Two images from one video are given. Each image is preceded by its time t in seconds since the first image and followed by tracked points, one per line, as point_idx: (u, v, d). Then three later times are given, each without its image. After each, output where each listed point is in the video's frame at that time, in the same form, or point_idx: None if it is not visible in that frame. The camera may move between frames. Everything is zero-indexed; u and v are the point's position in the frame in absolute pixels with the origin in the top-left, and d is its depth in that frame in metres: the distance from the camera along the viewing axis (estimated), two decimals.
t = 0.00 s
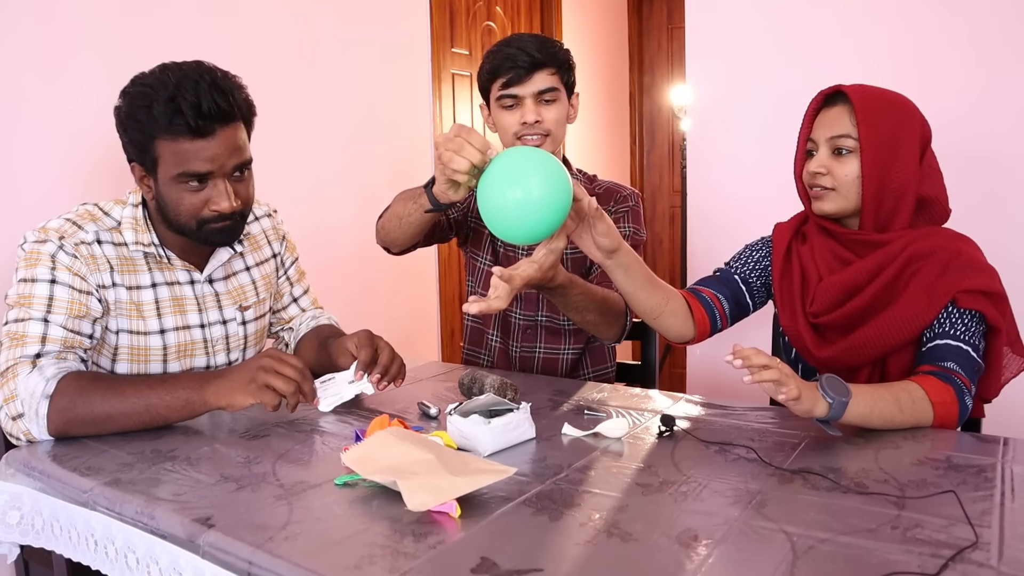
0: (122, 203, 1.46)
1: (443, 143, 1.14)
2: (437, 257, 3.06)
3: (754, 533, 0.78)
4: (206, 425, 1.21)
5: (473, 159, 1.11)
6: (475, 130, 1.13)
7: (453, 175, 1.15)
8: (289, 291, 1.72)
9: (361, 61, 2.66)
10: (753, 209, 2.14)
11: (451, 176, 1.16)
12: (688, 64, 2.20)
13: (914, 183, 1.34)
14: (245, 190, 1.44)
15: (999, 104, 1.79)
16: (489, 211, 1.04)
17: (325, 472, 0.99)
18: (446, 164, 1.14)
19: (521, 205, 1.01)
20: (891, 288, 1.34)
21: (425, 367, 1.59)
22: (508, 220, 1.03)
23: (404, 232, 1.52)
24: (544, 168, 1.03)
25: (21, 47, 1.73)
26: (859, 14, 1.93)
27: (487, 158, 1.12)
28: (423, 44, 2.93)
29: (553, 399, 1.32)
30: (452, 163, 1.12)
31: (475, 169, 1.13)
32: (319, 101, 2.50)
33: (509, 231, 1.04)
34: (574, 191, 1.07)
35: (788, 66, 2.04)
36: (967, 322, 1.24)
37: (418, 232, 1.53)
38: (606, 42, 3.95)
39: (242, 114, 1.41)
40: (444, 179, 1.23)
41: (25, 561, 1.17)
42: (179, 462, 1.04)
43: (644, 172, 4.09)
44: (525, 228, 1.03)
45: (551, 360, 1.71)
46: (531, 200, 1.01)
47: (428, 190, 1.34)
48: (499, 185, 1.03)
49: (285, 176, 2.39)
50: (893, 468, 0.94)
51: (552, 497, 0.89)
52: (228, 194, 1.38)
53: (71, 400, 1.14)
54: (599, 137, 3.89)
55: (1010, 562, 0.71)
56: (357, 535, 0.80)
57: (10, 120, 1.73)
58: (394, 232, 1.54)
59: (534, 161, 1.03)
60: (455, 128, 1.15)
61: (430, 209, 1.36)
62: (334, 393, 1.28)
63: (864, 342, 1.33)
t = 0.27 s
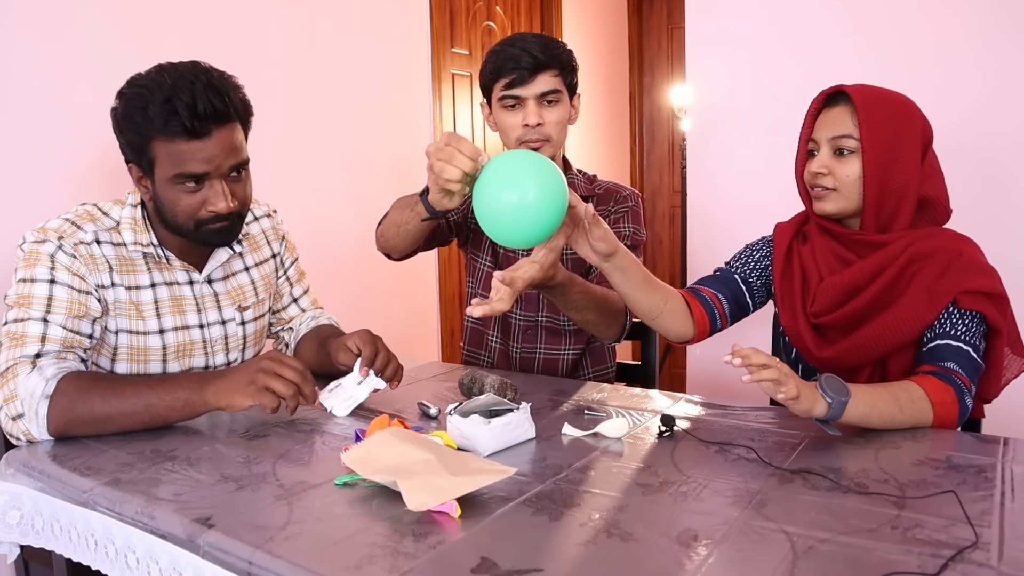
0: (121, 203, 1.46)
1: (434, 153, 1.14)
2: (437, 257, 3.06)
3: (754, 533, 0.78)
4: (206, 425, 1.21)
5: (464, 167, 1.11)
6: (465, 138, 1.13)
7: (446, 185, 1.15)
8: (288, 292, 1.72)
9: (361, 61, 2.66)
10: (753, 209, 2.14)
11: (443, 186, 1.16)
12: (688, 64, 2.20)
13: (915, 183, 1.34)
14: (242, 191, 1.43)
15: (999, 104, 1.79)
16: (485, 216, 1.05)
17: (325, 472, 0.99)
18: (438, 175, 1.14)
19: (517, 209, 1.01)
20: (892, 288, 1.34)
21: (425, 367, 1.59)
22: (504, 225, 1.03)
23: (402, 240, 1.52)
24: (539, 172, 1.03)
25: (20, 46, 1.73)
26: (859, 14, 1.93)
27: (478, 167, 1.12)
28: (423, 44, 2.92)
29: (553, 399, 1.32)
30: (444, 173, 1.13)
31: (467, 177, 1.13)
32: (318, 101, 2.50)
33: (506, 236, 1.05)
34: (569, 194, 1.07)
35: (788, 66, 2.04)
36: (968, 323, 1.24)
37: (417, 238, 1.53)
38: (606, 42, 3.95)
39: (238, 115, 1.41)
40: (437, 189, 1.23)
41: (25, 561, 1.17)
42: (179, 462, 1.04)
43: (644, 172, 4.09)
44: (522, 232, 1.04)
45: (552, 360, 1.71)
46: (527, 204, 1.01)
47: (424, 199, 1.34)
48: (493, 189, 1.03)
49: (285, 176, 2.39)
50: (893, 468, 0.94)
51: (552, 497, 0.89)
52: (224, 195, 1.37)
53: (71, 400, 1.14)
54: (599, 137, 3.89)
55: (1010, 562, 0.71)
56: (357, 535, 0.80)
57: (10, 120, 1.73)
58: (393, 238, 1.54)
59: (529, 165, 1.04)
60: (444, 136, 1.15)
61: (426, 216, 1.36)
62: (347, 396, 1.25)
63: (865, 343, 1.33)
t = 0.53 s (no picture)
0: (121, 202, 1.46)
1: (420, 176, 1.14)
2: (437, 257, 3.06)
3: (753, 533, 0.78)
4: (206, 425, 1.22)
5: (452, 187, 1.11)
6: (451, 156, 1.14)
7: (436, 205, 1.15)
8: (288, 291, 1.72)
9: (361, 61, 2.66)
10: (752, 209, 2.14)
11: (434, 208, 1.17)
12: (688, 65, 2.20)
13: (917, 184, 1.34)
14: (242, 185, 1.44)
15: (999, 105, 1.80)
16: (476, 228, 1.06)
17: (325, 472, 0.99)
18: (427, 198, 1.14)
19: (507, 221, 1.02)
20: (893, 288, 1.34)
21: (425, 367, 1.59)
22: (495, 237, 1.04)
23: (399, 252, 1.52)
24: (530, 184, 1.05)
25: (20, 46, 1.73)
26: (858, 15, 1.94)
27: (467, 184, 1.13)
28: (423, 44, 2.92)
29: (553, 399, 1.32)
30: (432, 196, 1.13)
31: (456, 197, 1.13)
32: (318, 101, 2.50)
33: (498, 248, 1.06)
34: (561, 206, 1.08)
35: (787, 66, 2.05)
36: (968, 323, 1.24)
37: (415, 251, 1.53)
38: (606, 42, 3.95)
39: (239, 109, 1.41)
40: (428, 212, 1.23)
41: (25, 561, 1.16)
42: (179, 462, 1.04)
43: (644, 172, 4.09)
44: (513, 244, 1.05)
45: (552, 361, 1.71)
46: (518, 217, 1.02)
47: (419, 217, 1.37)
48: (484, 202, 1.04)
49: (285, 176, 2.39)
50: (893, 468, 0.94)
51: (552, 497, 0.89)
52: (227, 187, 1.38)
53: (71, 400, 1.14)
54: (599, 137, 3.89)
55: (1010, 561, 0.71)
56: (357, 535, 0.80)
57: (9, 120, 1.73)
58: (390, 249, 1.53)
59: (520, 179, 1.05)
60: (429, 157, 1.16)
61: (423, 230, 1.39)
62: (339, 395, 1.23)
63: (865, 343, 1.33)
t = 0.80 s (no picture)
0: (119, 198, 1.46)
1: (407, 195, 1.14)
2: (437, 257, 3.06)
3: (753, 533, 0.78)
4: (207, 425, 1.22)
5: (439, 202, 1.11)
6: (434, 172, 1.13)
7: (426, 222, 1.15)
8: (288, 289, 1.72)
9: (361, 60, 2.66)
10: (752, 208, 2.14)
11: (425, 226, 1.17)
12: (688, 65, 2.20)
13: (920, 185, 1.34)
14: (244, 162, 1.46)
15: (999, 105, 1.79)
16: (467, 235, 1.05)
17: (325, 472, 0.99)
18: (417, 216, 1.14)
19: (498, 227, 1.02)
20: (894, 289, 1.34)
21: (425, 367, 1.59)
22: (487, 244, 1.03)
23: (399, 267, 1.52)
24: (520, 192, 1.04)
25: (19, 47, 1.73)
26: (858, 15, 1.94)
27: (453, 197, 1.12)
28: (423, 44, 2.92)
29: (553, 399, 1.32)
30: (421, 213, 1.13)
31: (444, 211, 1.13)
32: (318, 100, 2.50)
33: (489, 254, 1.05)
34: (550, 215, 1.08)
35: (787, 66, 2.05)
36: (969, 324, 1.24)
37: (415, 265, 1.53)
38: (606, 42, 3.95)
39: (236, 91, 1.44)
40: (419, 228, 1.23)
41: (25, 561, 1.16)
42: (179, 462, 1.04)
43: (644, 172, 4.09)
44: (506, 250, 1.04)
45: (553, 361, 1.72)
46: (510, 223, 1.02)
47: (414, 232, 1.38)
48: (474, 207, 1.04)
49: (285, 176, 2.39)
50: (893, 468, 0.94)
51: (552, 497, 0.89)
52: (230, 160, 1.40)
53: (71, 400, 1.14)
54: (599, 137, 3.89)
55: (1010, 561, 0.71)
56: (357, 535, 0.80)
57: (9, 120, 1.73)
58: (390, 261, 1.53)
59: (511, 185, 1.05)
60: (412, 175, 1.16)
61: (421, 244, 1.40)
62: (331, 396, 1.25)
63: (866, 343, 1.33)
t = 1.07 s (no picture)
0: (116, 193, 1.47)
1: (397, 230, 1.13)
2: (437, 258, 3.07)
3: (753, 534, 0.78)
4: (207, 425, 1.22)
5: (431, 230, 1.11)
6: (421, 203, 1.13)
7: (420, 256, 1.14)
8: (287, 286, 1.72)
9: (361, 60, 2.66)
10: (752, 208, 2.14)
11: (420, 259, 1.16)
12: (688, 65, 2.20)
13: (918, 186, 1.34)
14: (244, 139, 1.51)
15: (999, 105, 1.79)
16: (460, 253, 1.04)
17: (325, 472, 0.99)
18: (410, 251, 1.13)
19: (492, 243, 1.01)
20: (895, 291, 1.34)
21: (425, 367, 1.59)
22: (481, 260, 1.03)
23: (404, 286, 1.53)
24: (512, 207, 1.04)
25: (19, 47, 1.73)
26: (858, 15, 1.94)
27: (442, 225, 1.12)
28: (423, 44, 2.92)
29: (553, 399, 1.32)
30: (415, 246, 1.12)
31: (437, 237, 1.12)
32: (318, 100, 2.50)
33: (484, 271, 1.04)
34: (543, 228, 1.07)
35: (787, 66, 2.05)
36: (969, 325, 1.24)
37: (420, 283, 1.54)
38: (606, 42, 3.95)
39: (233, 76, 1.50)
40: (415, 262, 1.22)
41: (25, 561, 1.16)
42: (179, 462, 1.04)
43: (644, 172, 4.09)
44: (501, 266, 1.03)
45: (555, 362, 1.72)
46: (503, 239, 1.01)
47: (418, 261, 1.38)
48: (466, 222, 1.03)
49: (285, 176, 2.39)
50: (893, 468, 0.94)
51: (552, 497, 0.89)
52: (235, 135, 1.46)
53: (71, 400, 1.14)
54: (599, 137, 3.89)
55: (1010, 561, 0.71)
56: (357, 535, 0.80)
57: (9, 121, 1.73)
58: (396, 285, 1.55)
59: (501, 201, 1.04)
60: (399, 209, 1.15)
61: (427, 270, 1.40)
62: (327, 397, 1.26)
63: (868, 346, 1.34)
